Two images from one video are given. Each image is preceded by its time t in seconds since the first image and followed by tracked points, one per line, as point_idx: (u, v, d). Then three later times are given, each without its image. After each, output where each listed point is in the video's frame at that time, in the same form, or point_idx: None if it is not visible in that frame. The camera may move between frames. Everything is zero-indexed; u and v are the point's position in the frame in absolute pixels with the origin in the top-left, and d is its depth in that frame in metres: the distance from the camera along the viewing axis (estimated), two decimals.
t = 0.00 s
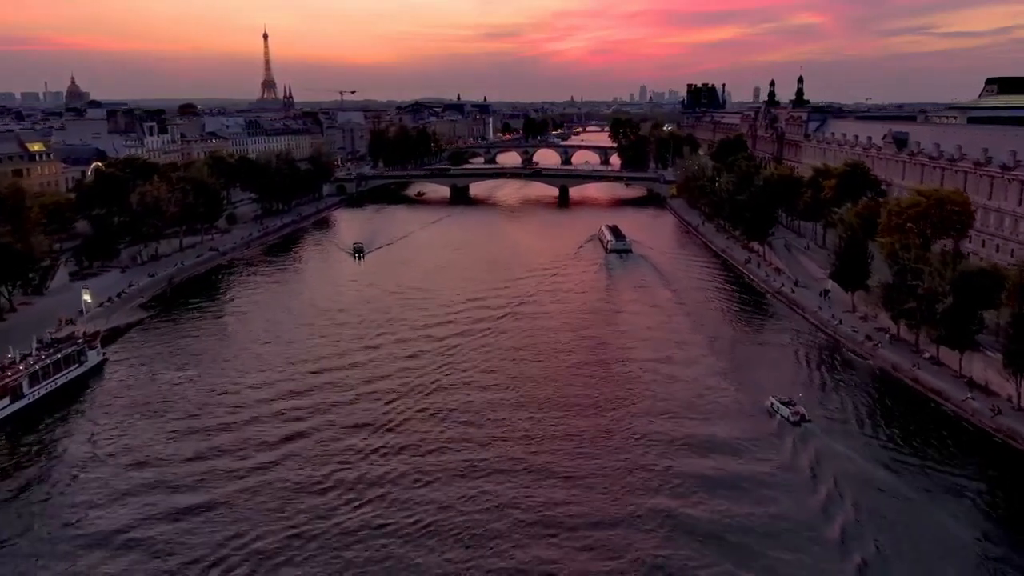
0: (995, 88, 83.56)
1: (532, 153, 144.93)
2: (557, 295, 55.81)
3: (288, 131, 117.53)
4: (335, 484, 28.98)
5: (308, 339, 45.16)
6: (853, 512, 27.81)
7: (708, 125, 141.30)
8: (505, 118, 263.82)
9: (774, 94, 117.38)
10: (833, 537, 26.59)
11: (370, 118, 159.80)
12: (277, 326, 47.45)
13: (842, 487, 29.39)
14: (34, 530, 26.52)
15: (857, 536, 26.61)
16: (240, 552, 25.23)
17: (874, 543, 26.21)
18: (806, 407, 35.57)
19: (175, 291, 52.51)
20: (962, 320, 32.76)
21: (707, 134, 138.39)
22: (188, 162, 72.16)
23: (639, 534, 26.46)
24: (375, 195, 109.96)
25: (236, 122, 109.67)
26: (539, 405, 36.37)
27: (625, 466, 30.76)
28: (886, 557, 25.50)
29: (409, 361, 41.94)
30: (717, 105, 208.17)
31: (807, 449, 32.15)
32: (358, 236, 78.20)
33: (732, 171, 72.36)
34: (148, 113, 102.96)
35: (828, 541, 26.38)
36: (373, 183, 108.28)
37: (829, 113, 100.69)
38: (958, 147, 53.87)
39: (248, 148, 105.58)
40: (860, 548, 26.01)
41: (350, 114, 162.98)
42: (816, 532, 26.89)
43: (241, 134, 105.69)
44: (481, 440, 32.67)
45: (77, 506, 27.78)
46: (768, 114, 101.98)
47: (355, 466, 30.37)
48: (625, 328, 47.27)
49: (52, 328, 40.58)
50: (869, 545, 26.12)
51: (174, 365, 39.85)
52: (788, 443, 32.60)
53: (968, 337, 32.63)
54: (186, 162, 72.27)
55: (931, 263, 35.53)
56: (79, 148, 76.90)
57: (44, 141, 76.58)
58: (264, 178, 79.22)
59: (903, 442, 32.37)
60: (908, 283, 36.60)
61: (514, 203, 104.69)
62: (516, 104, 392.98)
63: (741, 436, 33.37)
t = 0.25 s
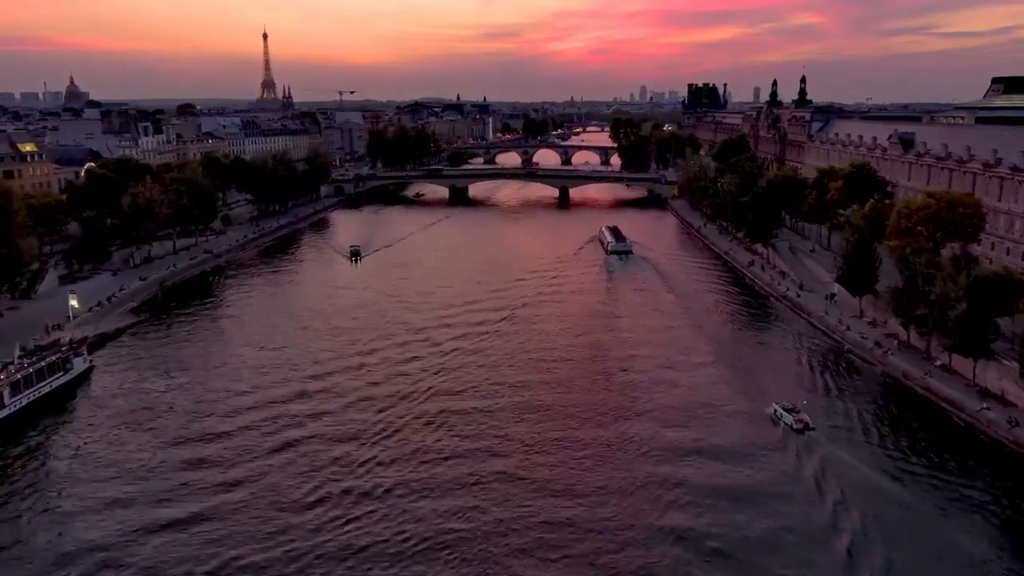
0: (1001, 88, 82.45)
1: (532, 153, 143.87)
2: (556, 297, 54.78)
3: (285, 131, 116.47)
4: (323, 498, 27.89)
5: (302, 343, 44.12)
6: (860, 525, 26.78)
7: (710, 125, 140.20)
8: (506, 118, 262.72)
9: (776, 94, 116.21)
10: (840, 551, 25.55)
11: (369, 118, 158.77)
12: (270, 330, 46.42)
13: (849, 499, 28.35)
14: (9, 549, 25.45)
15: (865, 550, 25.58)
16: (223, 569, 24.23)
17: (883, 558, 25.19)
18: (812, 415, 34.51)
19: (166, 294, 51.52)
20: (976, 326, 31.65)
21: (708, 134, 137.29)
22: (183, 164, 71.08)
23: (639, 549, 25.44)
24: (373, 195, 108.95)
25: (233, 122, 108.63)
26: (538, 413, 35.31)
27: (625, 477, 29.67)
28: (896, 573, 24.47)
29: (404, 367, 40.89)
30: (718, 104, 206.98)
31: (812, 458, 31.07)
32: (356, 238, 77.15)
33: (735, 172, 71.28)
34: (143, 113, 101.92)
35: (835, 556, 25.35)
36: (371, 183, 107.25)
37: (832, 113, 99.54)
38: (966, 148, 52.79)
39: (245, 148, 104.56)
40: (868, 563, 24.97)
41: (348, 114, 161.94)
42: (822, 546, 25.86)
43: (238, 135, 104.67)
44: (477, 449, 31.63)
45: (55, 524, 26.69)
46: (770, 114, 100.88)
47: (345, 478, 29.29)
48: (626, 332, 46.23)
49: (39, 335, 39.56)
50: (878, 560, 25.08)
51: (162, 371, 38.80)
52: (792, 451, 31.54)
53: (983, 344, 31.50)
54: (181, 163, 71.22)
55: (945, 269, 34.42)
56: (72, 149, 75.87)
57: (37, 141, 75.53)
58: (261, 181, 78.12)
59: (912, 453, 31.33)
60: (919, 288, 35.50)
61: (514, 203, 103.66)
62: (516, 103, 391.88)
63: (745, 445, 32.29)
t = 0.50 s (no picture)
0: (1006, 88, 81.55)
1: (532, 153, 142.93)
2: (555, 300, 53.87)
3: (283, 131, 115.56)
4: (313, 511, 27.01)
5: (296, 347, 43.19)
6: (869, 539, 25.91)
7: (711, 125, 139.32)
8: (505, 118, 261.76)
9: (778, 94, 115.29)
10: (848, 566, 24.70)
11: (367, 118, 157.76)
12: (264, 334, 45.50)
13: (855, 510, 27.49)
14: None
15: (874, 565, 24.73)
16: None
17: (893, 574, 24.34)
18: (818, 423, 33.60)
19: (159, 298, 50.62)
20: (990, 333, 30.71)
21: (709, 134, 136.37)
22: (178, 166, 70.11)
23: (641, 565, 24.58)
24: (372, 196, 108.01)
25: (230, 122, 107.60)
26: (536, 420, 34.39)
27: (624, 487, 28.75)
28: None
29: (400, 371, 39.96)
30: (719, 104, 206.03)
31: (816, 467, 30.18)
32: (354, 240, 76.22)
33: (738, 173, 70.33)
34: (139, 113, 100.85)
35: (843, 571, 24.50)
36: (369, 184, 106.30)
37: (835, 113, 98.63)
38: (974, 149, 51.87)
39: (242, 149, 103.57)
40: None
41: (347, 114, 160.91)
42: (830, 560, 25.00)
43: (235, 136, 103.63)
44: (473, 458, 30.72)
45: (36, 540, 25.81)
46: (772, 114, 99.83)
47: (335, 489, 28.39)
48: (627, 336, 45.32)
49: (25, 342, 38.59)
50: None
51: (152, 377, 37.91)
52: (795, 460, 30.66)
53: (997, 352, 30.55)
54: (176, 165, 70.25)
55: (957, 274, 33.47)
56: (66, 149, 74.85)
57: (30, 141, 74.52)
58: (258, 183, 77.03)
59: (919, 463, 30.46)
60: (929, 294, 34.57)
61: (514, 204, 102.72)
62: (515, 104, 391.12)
63: (749, 453, 31.36)
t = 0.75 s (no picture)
0: (1012, 88, 80.35)
1: (532, 154, 141.83)
2: (555, 304, 52.69)
3: (281, 131, 114.42)
4: (299, 528, 25.91)
5: (288, 352, 42.03)
6: (878, 557, 24.80)
7: (712, 126, 138.15)
8: (505, 119, 260.63)
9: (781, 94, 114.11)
10: None
11: (366, 118, 156.65)
12: (256, 338, 44.35)
13: (864, 526, 26.37)
14: None
15: None
16: None
17: None
18: (825, 433, 32.45)
19: (149, 302, 49.51)
20: (1006, 342, 29.54)
21: (711, 134, 135.18)
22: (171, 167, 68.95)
23: None
24: (370, 197, 106.89)
25: (227, 122, 106.46)
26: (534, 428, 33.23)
27: (624, 501, 27.59)
28: None
29: (395, 377, 38.79)
30: (721, 105, 204.75)
31: (822, 478, 29.02)
32: (351, 241, 75.05)
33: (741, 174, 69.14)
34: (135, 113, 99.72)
35: None
36: (367, 185, 105.17)
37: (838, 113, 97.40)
38: (984, 149, 50.69)
39: (238, 149, 102.44)
40: None
41: (346, 114, 159.77)
42: None
43: (231, 136, 102.48)
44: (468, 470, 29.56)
45: (11, 558, 24.75)
46: (775, 114, 98.67)
47: (323, 505, 27.24)
48: (629, 341, 44.15)
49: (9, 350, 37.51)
50: None
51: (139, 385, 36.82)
52: (800, 471, 29.52)
53: (1014, 362, 29.36)
54: (170, 166, 69.10)
55: (972, 280, 32.30)
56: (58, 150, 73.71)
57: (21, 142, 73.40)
58: (253, 183, 75.81)
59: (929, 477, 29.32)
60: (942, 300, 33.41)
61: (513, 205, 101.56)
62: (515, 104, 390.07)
63: (753, 463, 30.24)
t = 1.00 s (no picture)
0: (1019, 87, 79.32)
1: (532, 154, 140.79)
2: (555, 306, 51.78)
3: (278, 131, 113.52)
4: (286, 543, 24.99)
5: (282, 356, 41.12)
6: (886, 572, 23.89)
7: (713, 126, 137.17)
8: (505, 119, 259.74)
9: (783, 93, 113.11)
10: None
11: (365, 118, 155.80)
12: (249, 343, 43.44)
13: (871, 539, 25.45)
14: None
15: None
16: None
17: None
18: (831, 441, 31.49)
19: (140, 305, 48.63)
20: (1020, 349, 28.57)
21: (712, 134, 134.20)
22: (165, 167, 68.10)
23: None
24: (368, 197, 106.00)
25: (224, 122, 105.54)
26: (533, 436, 32.31)
27: (623, 514, 26.64)
28: None
29: (390, 382, 37.86)
30: (722, 104, 203.69)
31: (827, 489, 28.05)
32: (348, 243, 74.13)
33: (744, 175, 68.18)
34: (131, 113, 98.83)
35: None
36: (365, 186, 104.28)
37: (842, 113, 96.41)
38: (992, 149, 49.69)
39: (235, 149, 101.55)
40: None
41: (345, 115, 158.93)
42: None
43: (228, 136, 101.57)
44: (464, 481, 28.65)
45: None
46: (777, 114, 97.67)
47: (312, 518, 26.35)
48: (630, 346, 43.21)
49: None
50: None
51: (128, 391, 35.94)
52: (804, 481, 28.57)
53: None
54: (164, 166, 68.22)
55: (986, 285, 31.29)
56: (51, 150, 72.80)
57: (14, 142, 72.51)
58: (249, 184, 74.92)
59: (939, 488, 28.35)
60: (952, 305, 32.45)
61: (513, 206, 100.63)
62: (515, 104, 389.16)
63: (757, 473, 29.33)
